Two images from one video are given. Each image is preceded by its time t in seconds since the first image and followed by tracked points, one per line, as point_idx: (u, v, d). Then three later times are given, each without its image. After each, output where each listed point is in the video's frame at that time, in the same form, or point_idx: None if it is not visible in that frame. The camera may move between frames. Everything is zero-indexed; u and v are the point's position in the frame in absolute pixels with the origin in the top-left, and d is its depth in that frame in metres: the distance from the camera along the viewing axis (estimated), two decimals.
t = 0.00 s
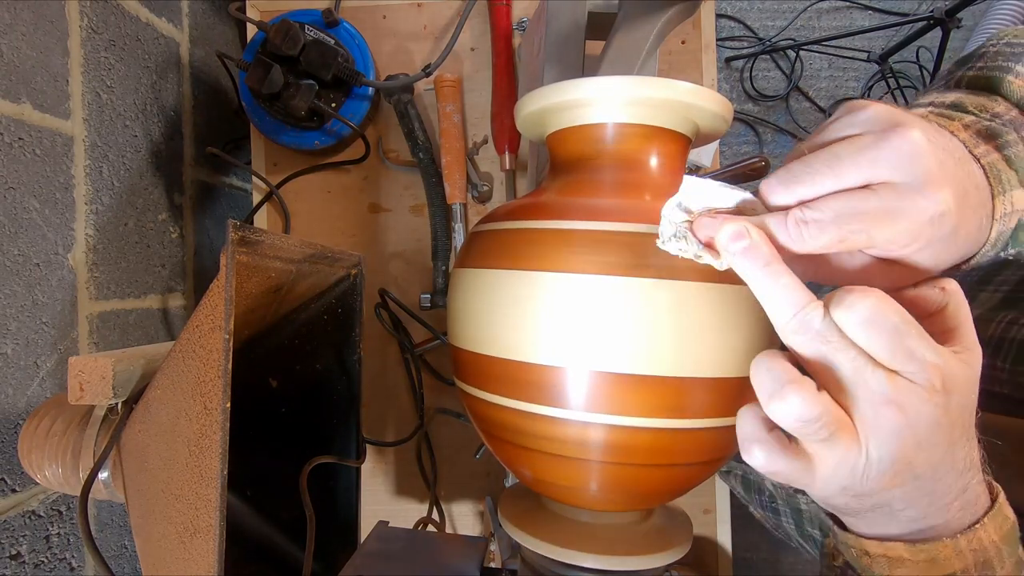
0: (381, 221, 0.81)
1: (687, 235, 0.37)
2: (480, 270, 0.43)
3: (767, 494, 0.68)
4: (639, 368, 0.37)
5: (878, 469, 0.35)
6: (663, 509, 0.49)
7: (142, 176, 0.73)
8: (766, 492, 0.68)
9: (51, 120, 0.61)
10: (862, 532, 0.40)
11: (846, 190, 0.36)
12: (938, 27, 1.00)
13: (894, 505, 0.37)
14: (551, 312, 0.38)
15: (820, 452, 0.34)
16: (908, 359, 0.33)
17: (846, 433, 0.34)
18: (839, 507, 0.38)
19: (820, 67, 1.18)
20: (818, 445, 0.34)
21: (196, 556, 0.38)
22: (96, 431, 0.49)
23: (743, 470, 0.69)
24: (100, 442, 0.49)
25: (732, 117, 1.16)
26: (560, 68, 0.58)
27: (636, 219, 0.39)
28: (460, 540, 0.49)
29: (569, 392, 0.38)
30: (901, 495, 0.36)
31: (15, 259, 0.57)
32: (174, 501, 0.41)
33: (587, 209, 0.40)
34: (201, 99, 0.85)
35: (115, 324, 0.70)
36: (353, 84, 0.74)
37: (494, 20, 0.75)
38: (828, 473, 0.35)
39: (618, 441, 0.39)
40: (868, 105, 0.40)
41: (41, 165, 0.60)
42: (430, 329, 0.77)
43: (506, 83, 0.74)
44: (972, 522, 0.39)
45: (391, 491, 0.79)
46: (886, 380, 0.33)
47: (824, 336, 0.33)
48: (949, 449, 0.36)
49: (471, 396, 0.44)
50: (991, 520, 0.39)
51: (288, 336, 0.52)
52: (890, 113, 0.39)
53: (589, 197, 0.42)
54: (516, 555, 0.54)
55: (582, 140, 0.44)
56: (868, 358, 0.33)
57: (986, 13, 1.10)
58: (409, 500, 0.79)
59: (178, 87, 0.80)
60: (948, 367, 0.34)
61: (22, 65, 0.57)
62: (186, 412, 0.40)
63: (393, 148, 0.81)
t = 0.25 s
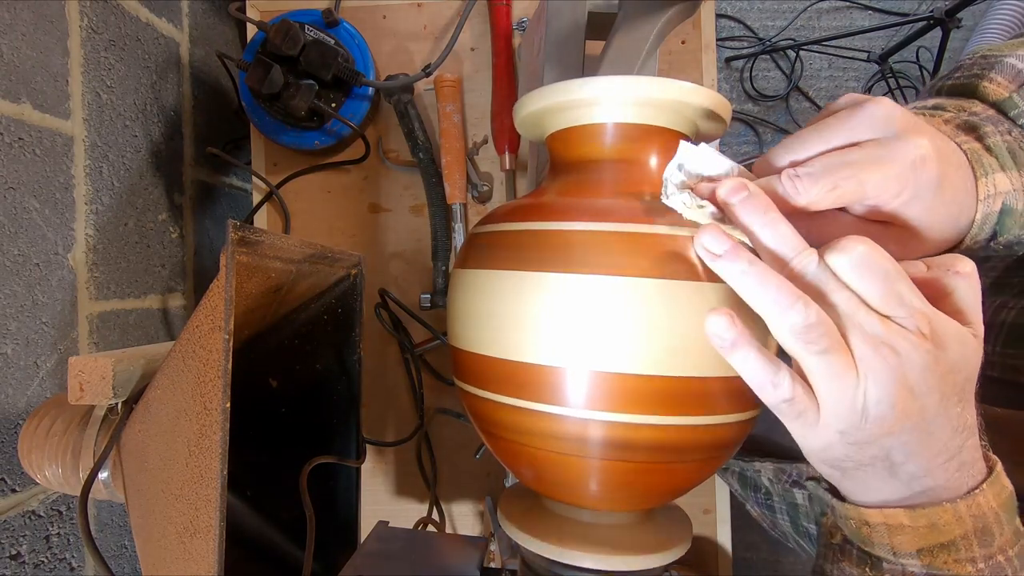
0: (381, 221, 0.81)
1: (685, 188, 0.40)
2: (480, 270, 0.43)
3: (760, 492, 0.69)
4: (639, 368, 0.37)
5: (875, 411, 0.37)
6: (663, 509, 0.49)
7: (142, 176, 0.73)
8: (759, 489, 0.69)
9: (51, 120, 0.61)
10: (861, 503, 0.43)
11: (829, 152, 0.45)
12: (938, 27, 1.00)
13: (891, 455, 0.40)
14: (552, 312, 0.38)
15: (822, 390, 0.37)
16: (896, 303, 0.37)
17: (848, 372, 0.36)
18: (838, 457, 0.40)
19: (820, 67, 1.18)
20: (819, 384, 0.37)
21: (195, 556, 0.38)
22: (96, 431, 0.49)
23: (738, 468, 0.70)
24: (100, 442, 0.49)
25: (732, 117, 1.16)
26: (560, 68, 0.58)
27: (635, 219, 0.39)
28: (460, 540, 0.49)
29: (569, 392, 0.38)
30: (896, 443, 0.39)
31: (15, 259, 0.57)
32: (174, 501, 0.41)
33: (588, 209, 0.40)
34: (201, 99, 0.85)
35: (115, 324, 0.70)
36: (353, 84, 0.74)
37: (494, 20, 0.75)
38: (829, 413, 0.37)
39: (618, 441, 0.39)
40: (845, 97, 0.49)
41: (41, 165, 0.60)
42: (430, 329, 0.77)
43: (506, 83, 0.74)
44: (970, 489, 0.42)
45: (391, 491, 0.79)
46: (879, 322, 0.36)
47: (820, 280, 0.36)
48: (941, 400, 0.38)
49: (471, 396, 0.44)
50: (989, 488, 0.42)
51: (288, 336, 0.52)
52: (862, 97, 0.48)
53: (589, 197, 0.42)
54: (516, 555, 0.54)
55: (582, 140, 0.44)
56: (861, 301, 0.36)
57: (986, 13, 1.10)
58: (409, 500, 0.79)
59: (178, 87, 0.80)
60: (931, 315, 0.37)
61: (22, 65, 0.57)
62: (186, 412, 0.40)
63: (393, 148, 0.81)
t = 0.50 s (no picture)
0: (381, 221, 0.81)
1: (683, 164, 0.42)
2: (480, 270, 0.42)
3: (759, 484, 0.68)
4: (639, 368, 0.37)
5: (871, 357, 0.38)
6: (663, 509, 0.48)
7: (142, 176, 0.73)
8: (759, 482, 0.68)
9: (51, 120, 0.61)
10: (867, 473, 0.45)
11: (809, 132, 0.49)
12: (938, 27, 1.01)
13: (891, 408, 0.40)
14: (552, 313, 0.38)
15: (818, 338, 0.37)
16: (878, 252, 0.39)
17: (840, 317, 0.37)
18: (839, 413, 0.40)
19: (820, 67, 1.18)
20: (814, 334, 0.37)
21: (195, 556, 0.38)
22: (96, 431, 0.49)
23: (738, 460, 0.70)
24: (100, 442, 0.49)
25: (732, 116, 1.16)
26: (560, 68, 0.58)
27: (635, 220, 0.39)
28: (460, 540, 0.49)
29: (569, 392, 0.38)
30: (896, 393, 0.39)
31: (15, 259, 0.57)
32: (174, 501, 0.41)
33: (587, 209, 0.40)
34: (201, 99, 0.85)
35: (116, 324, 0.70)
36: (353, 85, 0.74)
37: (494, 20, 0.75)
38: (826, 363, 0.38)
39: (618, 441, 0.39)
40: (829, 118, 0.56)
41: (41, 165, 0.60)
42: (430, 329, 0.77)
43: (506, 84, 0.74)
44: (980, 456, 0.44)
45: (391, 491, 0.79)
46: (864, 269, 0.38)
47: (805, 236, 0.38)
48: (934, 350, 0.39)
49: (470, 396, 0.44)
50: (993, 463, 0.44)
51: (288, 336, 0.52)
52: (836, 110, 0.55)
53: (589, 197, 0.42)
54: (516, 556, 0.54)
55: (582, 140, 0.44)
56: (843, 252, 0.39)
57: (986, 13, 1.10)
58: (409, 500, 0.79)
59: (178, 87, 0.80)
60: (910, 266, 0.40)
61: (22, 65, 0.57)
62: (186, 412, 0.40)
63: (393, 148, 0.81)
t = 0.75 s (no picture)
0: (381, 221, 0.81)
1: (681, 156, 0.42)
2: (480, 270, 0.42)
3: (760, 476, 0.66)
4: (639, 368, 0.37)
5: (866, 335, 0.38)
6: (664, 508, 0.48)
7: (142, 176, 0.73)
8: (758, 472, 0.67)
9: (51, 120, 0.61)
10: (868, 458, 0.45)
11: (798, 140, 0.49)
12: (938, 27, 1.01)
13: (888, 387, 0.40)
14: (552, 312, 0.38)
15: (815, 317, 0.38)
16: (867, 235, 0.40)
17: (833, 295, 0.37)
18: (837, 392, 0.40)
19: (820, 67, 1.18)
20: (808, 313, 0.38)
21: (196, 556, 0.38)
22: (96, 431, 0.49)
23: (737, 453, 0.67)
24: (100, 442, 0.49)
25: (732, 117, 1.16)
26: (560, 68, 0.58)
27: (636, 219, 0.39)
28: (460, 540, 0.49)
29: (569, 392, 0.38)
30: (891, 372, 0.40)
31: (15, 259, 0.57)
32: (174, 501, 0.41)
33: (588, 209, 0.40)
34: (201, 99, 0.85)
35: (115, 324, 0.70)
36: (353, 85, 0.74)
37: (494, 20, 0.75)
38: (824, 341, 0.38)
39: (618, 440, 0.39)
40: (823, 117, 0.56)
41: (41, 165, 0.60)
42: (430, 329, 0.77)
43: (506, 84, 0.74)
44: (979, 442, 0.45)
45: (391, 491, 0.79)
46: (853, 251, 0.39)
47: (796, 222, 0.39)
48: (927, 330, 0.40)
49: (471, 396, 0.44)
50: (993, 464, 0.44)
51: (288, 336, 0.52)
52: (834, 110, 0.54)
53: (589, 197, 0.42)
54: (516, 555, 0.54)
55: (582, 140, 0.44)
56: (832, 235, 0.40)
57: (986, 13, 1.10)
58: (409, 500, 0.79)
59: (178, 87, 0.80)
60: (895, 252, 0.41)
61: (22, 65, 0.57)
62: (186, 412, 0.40)
63: (393, 148, 0.81)
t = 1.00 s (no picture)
0: (381, 221, 0.81)
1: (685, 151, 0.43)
2: (480, 270, 0.42)
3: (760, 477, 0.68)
4: (639, 368, 0.37)
5: (860, 323, 0.39)
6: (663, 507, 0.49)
7: (142, 176, 0.73)
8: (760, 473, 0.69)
9: (51, 120, 0.61)
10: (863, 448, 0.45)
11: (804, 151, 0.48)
12: (938, 27, 1.00)
13: (881, 375, 0.41)
14: (551, 312, 0.38)
15: (811, 305, 0.38)
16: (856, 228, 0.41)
17: (829, 284, 0.38)
18: (831, 379, 0.41)
19: (820, 67, 1.18)
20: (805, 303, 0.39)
21: (195, 556, 0.38)
22: (96, 431, 0.49)
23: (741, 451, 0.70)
24: (100, 442, 0.49)
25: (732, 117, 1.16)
26: (560, 68, 0.58)
27: (635, 219, 0.39)
28: (460, 540, 0.49)
29: (569, 392, 0.38)
30: (884, 360, 0.40)
31: (15, 259, 0.57)
32: (174, 501, 0.41)
33: (588, 209, 0.40)
34: (201, 99, 0.85)
35: (115, 324, 0.70)
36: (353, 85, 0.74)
37: (494, 20, 0.75)
38: (820, 329, 0.38)
39: (618, 440, 0.39)
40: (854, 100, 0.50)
41: (41, 165, 0.60)
42: (430, 329, 0.77)
43: (506, 84, 0.74)
44: (969, 431, 0.45)
45: (391, 491, 0.79)
46: (847, 244, 0.40)
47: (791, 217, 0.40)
48: (921, 322, 0.40)
49: (470, 396, 0.44)
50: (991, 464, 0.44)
51: (288, 336, 0.52)
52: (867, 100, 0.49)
53: (589, 197, 0.42)
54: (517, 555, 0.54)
55: (582, 141, 0.44)
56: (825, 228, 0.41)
57: (985, 13, 1.10)
58: (409, 500, 0.79)
59: (178, 87, 0.80)
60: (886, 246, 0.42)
61: (22, 65, 0.57)
62: (186, 412, 0.40)
63: (393, 148, 0.81)
